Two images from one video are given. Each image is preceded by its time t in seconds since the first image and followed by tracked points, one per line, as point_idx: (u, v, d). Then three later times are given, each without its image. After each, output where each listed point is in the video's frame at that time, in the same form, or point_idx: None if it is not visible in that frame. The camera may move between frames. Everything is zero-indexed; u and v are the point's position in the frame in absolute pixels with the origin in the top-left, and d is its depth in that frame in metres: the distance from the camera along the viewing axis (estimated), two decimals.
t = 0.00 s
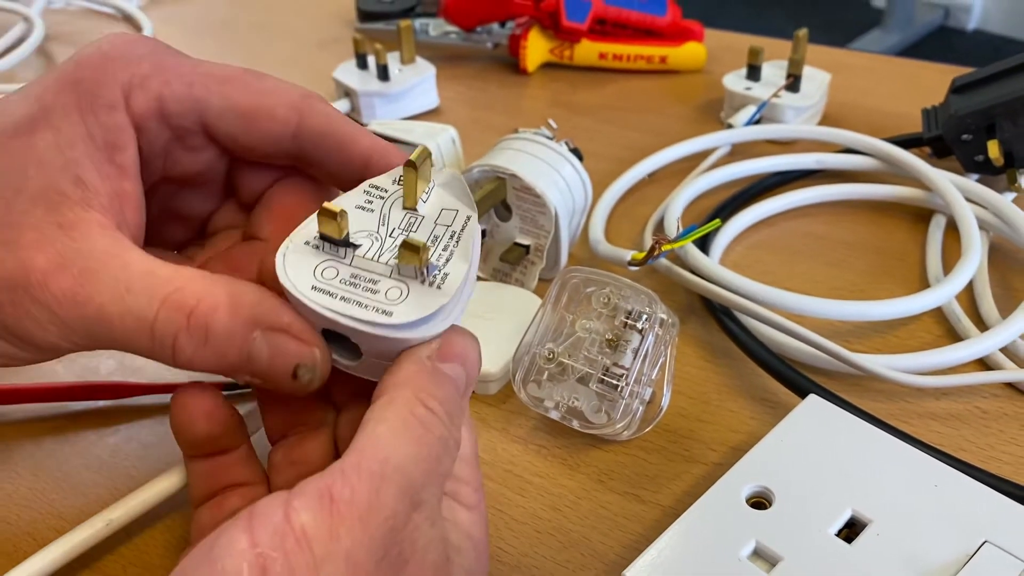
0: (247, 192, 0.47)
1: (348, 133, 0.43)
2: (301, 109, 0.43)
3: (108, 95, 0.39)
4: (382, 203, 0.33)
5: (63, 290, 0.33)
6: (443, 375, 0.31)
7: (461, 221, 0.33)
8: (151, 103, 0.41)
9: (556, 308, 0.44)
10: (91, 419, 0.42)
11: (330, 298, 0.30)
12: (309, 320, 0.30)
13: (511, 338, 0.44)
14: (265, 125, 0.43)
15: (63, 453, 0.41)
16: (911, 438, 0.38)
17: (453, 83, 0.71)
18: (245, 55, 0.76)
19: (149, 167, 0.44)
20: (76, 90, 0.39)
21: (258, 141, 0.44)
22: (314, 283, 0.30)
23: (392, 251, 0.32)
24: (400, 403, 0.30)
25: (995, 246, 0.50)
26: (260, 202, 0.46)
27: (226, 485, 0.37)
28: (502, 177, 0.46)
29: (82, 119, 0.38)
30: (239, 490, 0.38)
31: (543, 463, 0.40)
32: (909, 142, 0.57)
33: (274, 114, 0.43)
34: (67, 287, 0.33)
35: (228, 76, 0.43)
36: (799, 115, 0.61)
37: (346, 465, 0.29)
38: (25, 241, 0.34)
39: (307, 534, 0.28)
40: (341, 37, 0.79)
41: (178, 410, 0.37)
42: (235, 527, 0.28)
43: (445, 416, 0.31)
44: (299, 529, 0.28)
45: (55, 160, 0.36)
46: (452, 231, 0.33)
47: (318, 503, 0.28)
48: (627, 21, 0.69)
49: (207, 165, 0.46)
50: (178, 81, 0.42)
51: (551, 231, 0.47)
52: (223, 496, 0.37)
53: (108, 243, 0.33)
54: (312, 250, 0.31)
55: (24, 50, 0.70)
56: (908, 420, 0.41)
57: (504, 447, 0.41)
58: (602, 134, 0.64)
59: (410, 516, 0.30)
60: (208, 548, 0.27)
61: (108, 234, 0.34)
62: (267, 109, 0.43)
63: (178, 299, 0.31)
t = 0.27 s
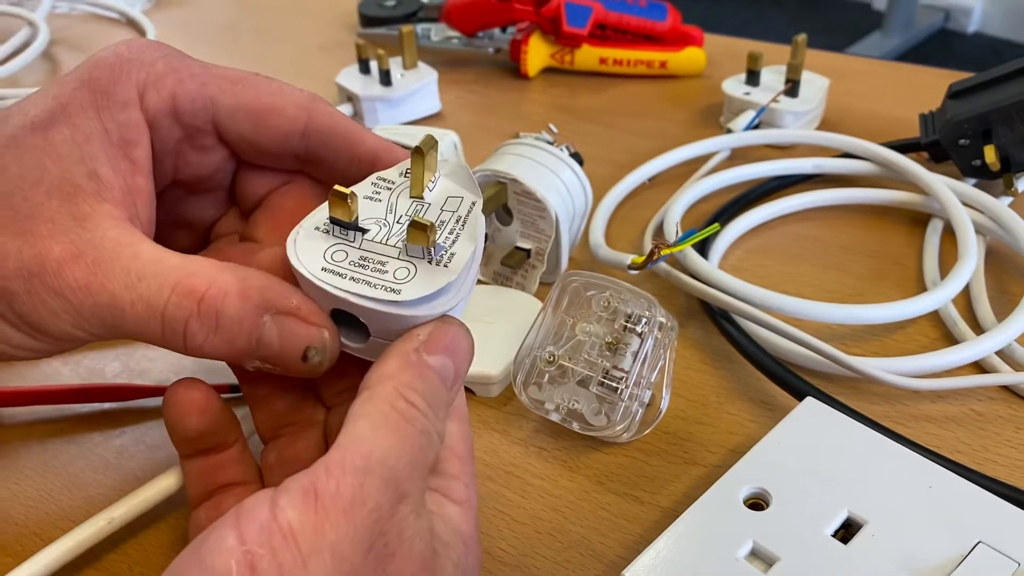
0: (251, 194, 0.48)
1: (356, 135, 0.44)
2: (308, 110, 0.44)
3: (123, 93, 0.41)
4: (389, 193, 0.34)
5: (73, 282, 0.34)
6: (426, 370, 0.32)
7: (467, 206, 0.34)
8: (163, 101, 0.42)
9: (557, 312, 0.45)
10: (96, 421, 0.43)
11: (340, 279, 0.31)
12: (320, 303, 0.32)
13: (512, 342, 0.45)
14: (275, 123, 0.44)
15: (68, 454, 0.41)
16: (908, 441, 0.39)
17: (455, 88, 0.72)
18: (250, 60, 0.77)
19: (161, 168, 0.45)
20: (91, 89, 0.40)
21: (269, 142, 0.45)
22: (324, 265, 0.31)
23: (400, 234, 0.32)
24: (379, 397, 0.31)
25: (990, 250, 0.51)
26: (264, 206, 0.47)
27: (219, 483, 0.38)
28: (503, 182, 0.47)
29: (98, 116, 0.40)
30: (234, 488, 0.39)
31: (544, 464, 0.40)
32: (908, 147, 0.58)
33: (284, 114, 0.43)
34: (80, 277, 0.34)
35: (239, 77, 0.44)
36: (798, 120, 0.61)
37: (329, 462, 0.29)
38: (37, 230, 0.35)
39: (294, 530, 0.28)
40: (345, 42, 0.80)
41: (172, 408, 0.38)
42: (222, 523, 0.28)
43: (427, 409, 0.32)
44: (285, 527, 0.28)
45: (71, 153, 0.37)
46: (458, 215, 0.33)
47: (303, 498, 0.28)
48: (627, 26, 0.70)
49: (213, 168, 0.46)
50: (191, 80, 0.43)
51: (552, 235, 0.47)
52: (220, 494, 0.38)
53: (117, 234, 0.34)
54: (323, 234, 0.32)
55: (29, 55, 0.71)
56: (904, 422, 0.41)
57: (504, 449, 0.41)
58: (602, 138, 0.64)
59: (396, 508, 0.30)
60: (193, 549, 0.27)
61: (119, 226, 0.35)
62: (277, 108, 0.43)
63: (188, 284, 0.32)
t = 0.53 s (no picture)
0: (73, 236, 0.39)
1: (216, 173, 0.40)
2: (217, 186, 0.40)
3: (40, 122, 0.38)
4: (414, 205, 0.34)
5: None
6: (454, 385, 0.32)
7: (493, 218, 0.34)
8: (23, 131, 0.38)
9: (556, 315, 0.45)
10: (98, 423, 0.43)
11: (368, 295, 0.30)
12: (347, 318, 0.31)
13: (511, 344, 0.45)
14: (118, 152, 0.38)
15: (71, 457, 0.42)
16: (905, 444, 0.39)
17: (456, 92, 0.72)
18: (251, 64, 0.77)
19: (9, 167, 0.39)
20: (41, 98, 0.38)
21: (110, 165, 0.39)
22: (351, 280, 0.31)
23: (425, 249, 0.32)
24: (410, 411, 0.31)
25: (988, 254, 0.51)
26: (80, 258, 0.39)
27: (235, 485, 0.39)
28: (503, 186, 0.47)
29: None
30: (250, 489, 0.39)
31: (543, 467, 0.40)
32: (905, 151, 0.58)
33: (138, 142, 0.38)
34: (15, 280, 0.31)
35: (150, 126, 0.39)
36: (797, 124, 0.62)
37: (361, 474, 0.30)
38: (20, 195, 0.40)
39: (324, 539, 0.29)
40: (345, 46, 0.80)
41: (196, 407, 0.38)
42: (252, 533, 0.29)
43: (455, 425, 0.32)
44: (316, 536, 0.29)
45: None
46: (483, 228, 0.33)
47: (334, 510, 0.29)
48: (626, 31, 0.71)
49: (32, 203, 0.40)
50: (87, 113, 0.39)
51: (551, 239, 0.48)
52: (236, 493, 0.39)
53: None
54: (348, 248, 0.32)
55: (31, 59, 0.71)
56: (901, 425, 0.41)
57: (504, 451, 0.41)
58: (601, 142, 0.64)
59: (421, 524, 0.31)
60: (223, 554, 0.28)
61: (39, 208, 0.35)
62: (106, 134, 0.38)
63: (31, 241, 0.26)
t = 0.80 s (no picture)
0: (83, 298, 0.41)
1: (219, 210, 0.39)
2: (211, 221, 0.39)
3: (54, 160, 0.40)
4: (423, 214, 0.35)
5: None
6: (468, 395, 0.32)
7: (502, 226, 0.34)
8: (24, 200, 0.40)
9: (558, 317, 0.45)
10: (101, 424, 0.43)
11: (381, 307, 0.31)
12: (361, 330, 0.32)
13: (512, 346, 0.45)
14: (117, 216, 0.40)
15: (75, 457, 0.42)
16: (905, 445, 0.39)
17: (457, 94, 0.72)
18: (253, 67, 0.78)
19: None
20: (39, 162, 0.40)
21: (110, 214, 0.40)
22: (364, 293, 0.31)
23: (436, 259, 0.33)
24: (423, 420, 0.31)
25: (988, 256, 0.51)
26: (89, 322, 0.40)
27: (247, 488, 0.39)
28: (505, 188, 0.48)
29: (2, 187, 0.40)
30: (261, 492, 0.39)
31: (546, 468, 0.41)
32: (906, 154, 0.59)
33: (125, 206, 0.39)
34: None
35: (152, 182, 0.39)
36: (797, 127, 0.62)
37: (375, 482, 0.30)
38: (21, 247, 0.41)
39: (339, 548, 0.29)
40: (347, 49, 0.81)
41: (211, 408, 0.38)
42: (265, 541, 0.29)
43: (468, 435, 0.32)
44: (330, 544, 0.29)
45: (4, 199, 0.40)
46: (493, 237, 0.34)
47: (349, 518, 0.29)
48: (628, 33, 0.71)
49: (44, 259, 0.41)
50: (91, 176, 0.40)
51: (553, 241, 0.48)
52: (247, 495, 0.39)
53: None
54: (361, 262, 0.33)
55: (34, 61, 0.72)
56: (901, 427, 0.41)
57: (506, 453, 0.42)
58: (603, 145, 0.65)
59: (435, 532, 0.31)
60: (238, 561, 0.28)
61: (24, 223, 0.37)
62: (114, 199, 0.39)
63: None
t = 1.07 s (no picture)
0: (51, 207, 0.37)
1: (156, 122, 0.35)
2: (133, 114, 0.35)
3: None
4: (422, 215, 0.35)
5: None
6: (465, 395, 0.32)
7: (501, 229, 0.34)
8: None
9: (559, 318, 0.45)
10: (104, 425, 0.44)
11: (379, 306, 0.31)
12: (358, 329, 0.32)
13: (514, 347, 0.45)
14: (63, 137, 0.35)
15: (79, 457, 0.42)
16: (905, 445, 0.39)
17: (458, 96, 0.73)
18: (255, 69, 0.78)
19: None
20: None
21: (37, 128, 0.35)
22: (361, 292, 0.31)
23: (434, 260, 0.33)
24: (421, 421, 0.31)
25: (988, 257, 0.51)
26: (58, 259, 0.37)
27: (245, 489, 0.39)
28: (506, 190, 0.48)
29: None
30: (261, 492, 0.40)
31: (547, 468, 0.41)
32: (905, 155, 0.59)
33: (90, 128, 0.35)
34: None
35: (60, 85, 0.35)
36: (798, 129, 0.62)
37: (373, 482, 0.30)
38: None
39: (337, 548, 0.29)
40: (349, 51, 0.81)
41: (210, 409, 0.39)
42: (266, 541, 0.29)
43: (466, 435, 0.32)
44: (328, 544, 0.29)
45: None
46: (491, 239, 0.34)
47: (347, 518, 0.29)
48: (629, 36, 0.71)
49: None
50: None
51: (554, 242, 0.48)
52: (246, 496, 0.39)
53: None
54: (359, 260, 0.33)
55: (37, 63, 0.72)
56: (902, 428, 0.42)
57: (508, 453, 0.42)
58: (603, 146, 0.65)
59: (432, 531, 0.31)
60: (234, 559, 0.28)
61: None
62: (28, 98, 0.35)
63: None
